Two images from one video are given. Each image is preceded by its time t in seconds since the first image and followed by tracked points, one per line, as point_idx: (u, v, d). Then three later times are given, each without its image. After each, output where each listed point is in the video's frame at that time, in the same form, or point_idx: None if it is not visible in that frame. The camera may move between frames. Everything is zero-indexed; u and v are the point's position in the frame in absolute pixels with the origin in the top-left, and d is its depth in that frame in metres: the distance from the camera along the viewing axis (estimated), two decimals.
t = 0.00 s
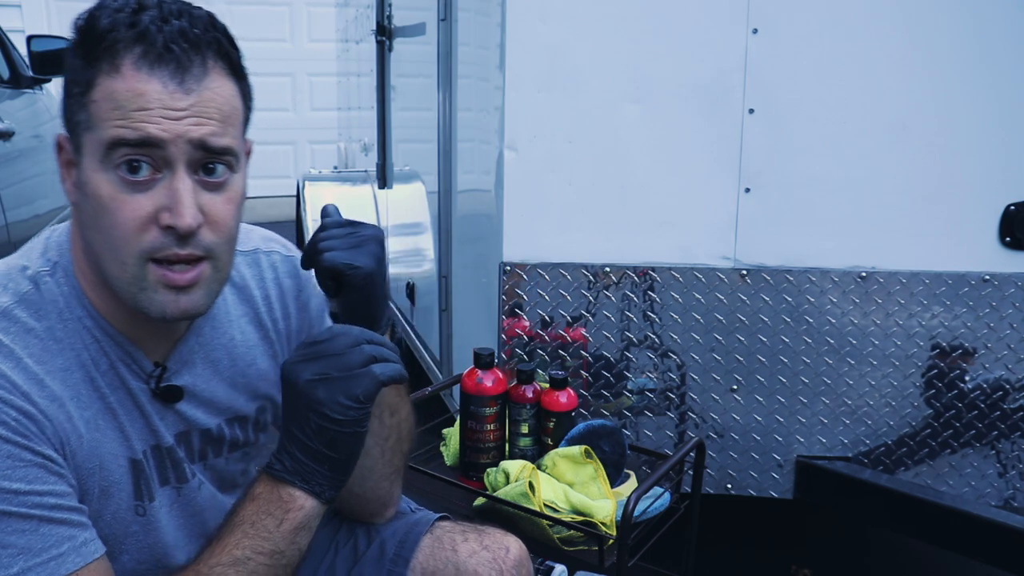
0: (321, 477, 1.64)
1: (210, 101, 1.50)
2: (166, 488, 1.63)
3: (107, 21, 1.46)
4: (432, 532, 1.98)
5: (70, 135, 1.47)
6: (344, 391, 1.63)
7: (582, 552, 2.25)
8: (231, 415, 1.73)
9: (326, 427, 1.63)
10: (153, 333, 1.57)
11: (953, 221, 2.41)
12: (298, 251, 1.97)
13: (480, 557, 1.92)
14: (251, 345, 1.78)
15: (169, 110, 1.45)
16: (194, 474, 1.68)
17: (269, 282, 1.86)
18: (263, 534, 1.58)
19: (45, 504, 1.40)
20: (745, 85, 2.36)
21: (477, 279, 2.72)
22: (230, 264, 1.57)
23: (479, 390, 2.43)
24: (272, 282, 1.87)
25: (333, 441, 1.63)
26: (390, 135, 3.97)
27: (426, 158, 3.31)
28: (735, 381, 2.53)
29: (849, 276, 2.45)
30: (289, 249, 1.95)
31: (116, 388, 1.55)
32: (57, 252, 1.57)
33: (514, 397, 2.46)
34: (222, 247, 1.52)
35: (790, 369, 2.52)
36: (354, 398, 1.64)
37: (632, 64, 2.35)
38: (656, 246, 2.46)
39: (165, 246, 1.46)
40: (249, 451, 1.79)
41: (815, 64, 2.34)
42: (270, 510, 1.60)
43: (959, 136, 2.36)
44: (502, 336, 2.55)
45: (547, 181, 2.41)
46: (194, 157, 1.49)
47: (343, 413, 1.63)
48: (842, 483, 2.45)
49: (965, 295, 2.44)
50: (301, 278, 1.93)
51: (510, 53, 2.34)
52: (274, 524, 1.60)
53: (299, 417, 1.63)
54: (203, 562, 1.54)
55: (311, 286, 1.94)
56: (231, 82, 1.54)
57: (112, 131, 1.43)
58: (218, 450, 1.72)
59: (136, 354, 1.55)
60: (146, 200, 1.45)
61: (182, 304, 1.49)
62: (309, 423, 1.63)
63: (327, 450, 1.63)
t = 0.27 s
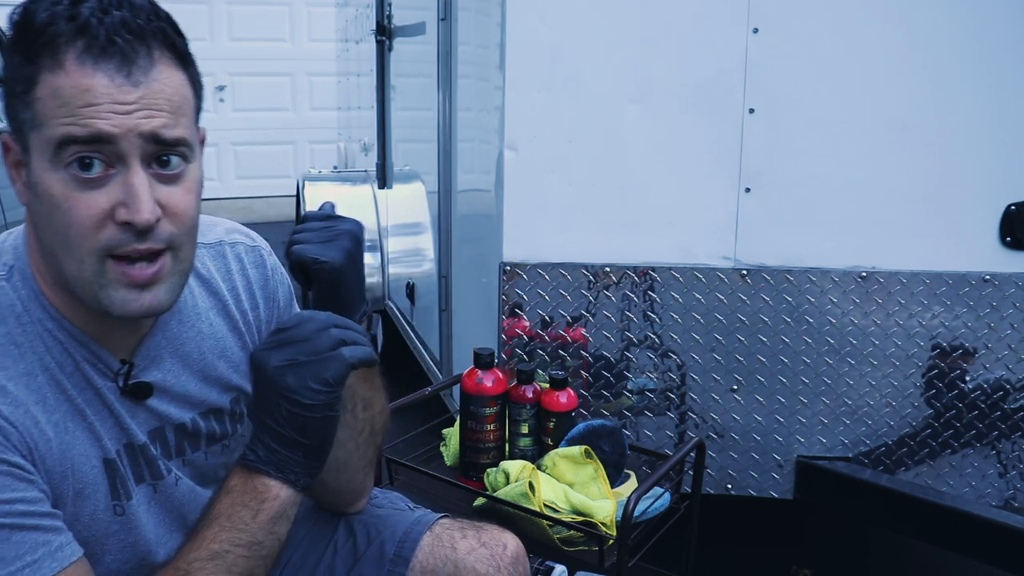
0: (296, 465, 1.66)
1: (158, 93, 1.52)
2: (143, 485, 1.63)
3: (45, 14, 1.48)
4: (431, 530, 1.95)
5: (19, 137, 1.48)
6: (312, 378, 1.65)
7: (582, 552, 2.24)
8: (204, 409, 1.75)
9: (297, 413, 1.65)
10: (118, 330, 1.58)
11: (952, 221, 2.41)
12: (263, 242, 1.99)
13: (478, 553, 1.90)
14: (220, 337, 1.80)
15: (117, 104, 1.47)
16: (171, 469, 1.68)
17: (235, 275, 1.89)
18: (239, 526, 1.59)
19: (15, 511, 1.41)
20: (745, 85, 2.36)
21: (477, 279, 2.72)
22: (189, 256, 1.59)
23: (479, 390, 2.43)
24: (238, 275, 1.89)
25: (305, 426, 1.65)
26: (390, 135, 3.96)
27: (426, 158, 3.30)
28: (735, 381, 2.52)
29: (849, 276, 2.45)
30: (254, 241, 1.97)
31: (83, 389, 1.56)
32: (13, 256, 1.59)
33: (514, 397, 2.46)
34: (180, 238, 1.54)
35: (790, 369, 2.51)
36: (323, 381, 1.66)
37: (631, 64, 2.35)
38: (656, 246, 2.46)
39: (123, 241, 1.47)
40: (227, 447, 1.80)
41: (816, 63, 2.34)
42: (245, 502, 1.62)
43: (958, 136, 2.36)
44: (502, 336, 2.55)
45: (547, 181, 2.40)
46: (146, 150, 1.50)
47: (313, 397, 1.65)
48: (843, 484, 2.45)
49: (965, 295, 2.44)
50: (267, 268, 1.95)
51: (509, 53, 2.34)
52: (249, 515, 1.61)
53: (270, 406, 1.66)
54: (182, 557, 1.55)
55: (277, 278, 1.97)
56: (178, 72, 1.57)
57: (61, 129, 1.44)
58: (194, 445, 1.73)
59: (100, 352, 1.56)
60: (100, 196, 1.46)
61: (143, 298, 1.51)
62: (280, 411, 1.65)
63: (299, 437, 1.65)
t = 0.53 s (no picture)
0: (284, 464, 1.64)
1: (139, 91, 1.54)
2: (139, 489, 1.64)
3: (21, 16, 1.50)
4: (432, 534, 1.95)
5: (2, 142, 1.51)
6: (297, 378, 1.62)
7: (582, 552, 2.24)
8: (202, 412, 1.76)
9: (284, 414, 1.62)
10: (112, 332, 1.60)
11: (952, 220, 2.41)
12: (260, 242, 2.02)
13: (478, 557, 1.89)
14: (218, 338, 1.81)
15: (100, 104, 1.49)
16: (168, 473, 1.69)
17: (232, 275, 1.91)
18: (229, 526, 1.58)
19: (8, 515, 1.40)
20: (745, 85, 2.36)
21: (477, 279, 2.72)
22: (181, 255, 1.60)
23: (479, 390, 2.43)
24: (236, 276, 1.92)
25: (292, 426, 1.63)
26: (390, 135, 3.96)
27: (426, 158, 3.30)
28: (735, 381, 2.53)
29: (849, 276, 2.45)
30: (251, 241, 2.00)
31: (76, 394, 1.57)
32: (7, 260, 1.62)
33: (514, 397, 2.46)
34: (169, 237, 1.56)
35: (790, 369, 2.51)
36: (309, 381, 1.63)
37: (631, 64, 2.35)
38: (655, 246, 2.46)
39: (114, 241, 1.49)
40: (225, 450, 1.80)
41: (815, 63, 2.34)
42: (234, 502, 1.61)
43: (957, 136, 2.36)
44: (502, 336, 2.55)
45: (546, 181, 2.40)
46: (131, 149, 1.52)
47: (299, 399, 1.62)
48: (843, 484, 2.45)
49: (965, 295, 2.44)
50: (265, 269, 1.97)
51: (509, 54, 2.34)
52: (239, 516, 1.60)
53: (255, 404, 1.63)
54: (174, 560, 1.54)
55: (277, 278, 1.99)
56: (157, 68, 1.59)
57: (44, 132, 1.46)
58: (193, 450, 1.74)
59: (95, 359, 1.58)
60: (89, 198, 1.48)
61: (137, 298, 1.53)
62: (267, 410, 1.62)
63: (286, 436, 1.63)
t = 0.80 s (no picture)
0: (297, 462, 1.59)
1: (156, 94, 1.53)
2: (150, 494, 1.64)
3: (38, 20, 1.51)
4: (438, 534, 1.93)
5: (21, 145, 1.51)
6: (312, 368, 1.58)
7: (582, 552, 2.24)
8: (216, 417, 1.75)
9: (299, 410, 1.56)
10: (128, 336, 1.60)
11: (952, 220, 2.41)
12: (285, 245, 2.01)
13: (483, 557, 1.88)
14: (234, 344, 1.80)
15: (116, 106, 1.49)
16: (179, 478, 1.69)
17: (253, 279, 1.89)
18: (242, 525, 1.56)
19: (23, 511, 1.42)
20: (745, 85, 2.36)
21: (477, 279, 2.72)
22: (197, 258, 1.59)
23: (479, 389, 2.43)
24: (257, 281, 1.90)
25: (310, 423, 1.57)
26: (390, 135, 3.96)
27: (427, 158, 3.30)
28: (735, 381, 2.53)
29: (849, 276, 2.45)
30: (275, 246, 1.98)
31: (91, 398, 1.57)
32: (24, 262, 1.62)
33: (514, 397, 2.46)
34: (186, 240, 1.55)
35: (790, 369, 2.51)
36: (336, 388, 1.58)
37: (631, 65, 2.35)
38: (655, 246, 2.46)
39: (128, 245, 1.48)
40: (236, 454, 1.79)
41: (816, 63, 2.34)
42: (249, 501, 1.57)
43: (957, 136, 2.36)
44: (502, 336, 2.55)
45: (547, 181, 2.40)
46: (147, 152, 1.52)
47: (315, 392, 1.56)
48: (843, 483, 2.45)
49: (965, 295, 2.44)
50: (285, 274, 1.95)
51: (509, 54, 2.34)
52: (254, 514, 1.57)
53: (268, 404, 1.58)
54: (185, 556, 1.55)
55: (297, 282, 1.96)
56: (173, 71, 1.58)
57: (61, 135, 1.46)
58: (204, 454, 1.74)
59: (109, 362, 1.58)
60: (104, 201, 1.48)
61: (152, 302, 1.53)
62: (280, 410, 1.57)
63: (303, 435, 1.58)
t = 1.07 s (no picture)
0: (311, 475, 1.58)
1: (211, 104, 1.49)
2: (171, 498, 1.62)
3: (103, 25, 1.47)
4: (447, 541, 1.96)
5: (73, 145, 1.48)
6: (331, 376, 1.49)
7: (582, 552, 2.24)
8: (245, 429, 1.71)
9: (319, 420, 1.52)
10: (163, 343, 1.56)
11: (952, 221, 2.41)
12: (330, 261, 1.93)
13: (494, 564, 1.89)
14: (270, 359, 1.74)
15: (169, 114, 1.44)
16: (201, 485, 1.66)
17: (293, 293, 1.83)
18: (254, 532, 1.56)
19: (41, 503, 1.41)
20: (745, 85, 2.36)
21: (477, 279, 2.71)
22: (238, 271, 1.54)
23: (479, 390, 2.42)
24: (296, 294, 1.83)
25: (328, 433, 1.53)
26: (390, 136, 3.97)
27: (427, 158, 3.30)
28: (735, 381, 2.53)
29: (849, 276, 2.45)
30: (317, 260, 1.91)
31: (121, 399, 1.55)
32: (70, 258, 1.59)
33: (514, 397, 2.45)
34: (229, 252, 1.51)
35: (790, 369, 2.51)
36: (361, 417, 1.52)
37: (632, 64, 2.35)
38: (655, 246, 2.46)
39: (170, 252, 1.44)
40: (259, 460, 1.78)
41: (817, 64, 2.34)
42: (262, 508, 1.57)
43: (957, 135, 2.36)
44: (502, 336, 2.55)
45: (547, 181, 2.40)
46: (197, 160, 1.47)
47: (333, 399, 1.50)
48: (843, 483, 2.45)
49: (965, 295, 2.44)
50: (327, 288, 1.89)
51: (509, 54, 2.34)
52: (266, 522, 1.57)
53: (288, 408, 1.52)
54: (193, 560, 1.54)
55: (338, 298, 1.89)
56: (231, 84, 1.53)
57: (113, 139, 1.42)
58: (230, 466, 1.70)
59: (142, 363, 1.54)
60: (150, 207, 1.43)
61: (189, 311, 1.48)
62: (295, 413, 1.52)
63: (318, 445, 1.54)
